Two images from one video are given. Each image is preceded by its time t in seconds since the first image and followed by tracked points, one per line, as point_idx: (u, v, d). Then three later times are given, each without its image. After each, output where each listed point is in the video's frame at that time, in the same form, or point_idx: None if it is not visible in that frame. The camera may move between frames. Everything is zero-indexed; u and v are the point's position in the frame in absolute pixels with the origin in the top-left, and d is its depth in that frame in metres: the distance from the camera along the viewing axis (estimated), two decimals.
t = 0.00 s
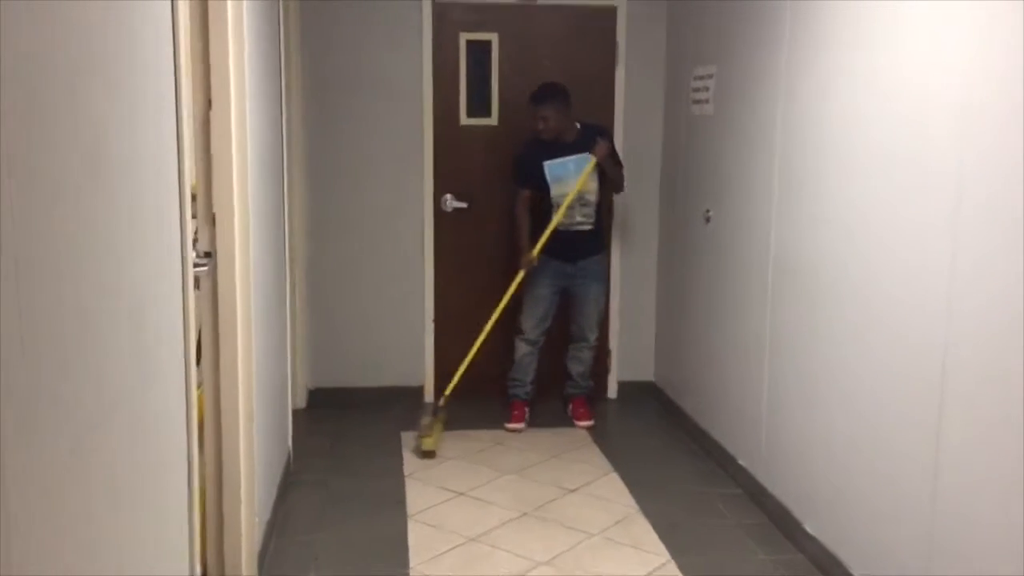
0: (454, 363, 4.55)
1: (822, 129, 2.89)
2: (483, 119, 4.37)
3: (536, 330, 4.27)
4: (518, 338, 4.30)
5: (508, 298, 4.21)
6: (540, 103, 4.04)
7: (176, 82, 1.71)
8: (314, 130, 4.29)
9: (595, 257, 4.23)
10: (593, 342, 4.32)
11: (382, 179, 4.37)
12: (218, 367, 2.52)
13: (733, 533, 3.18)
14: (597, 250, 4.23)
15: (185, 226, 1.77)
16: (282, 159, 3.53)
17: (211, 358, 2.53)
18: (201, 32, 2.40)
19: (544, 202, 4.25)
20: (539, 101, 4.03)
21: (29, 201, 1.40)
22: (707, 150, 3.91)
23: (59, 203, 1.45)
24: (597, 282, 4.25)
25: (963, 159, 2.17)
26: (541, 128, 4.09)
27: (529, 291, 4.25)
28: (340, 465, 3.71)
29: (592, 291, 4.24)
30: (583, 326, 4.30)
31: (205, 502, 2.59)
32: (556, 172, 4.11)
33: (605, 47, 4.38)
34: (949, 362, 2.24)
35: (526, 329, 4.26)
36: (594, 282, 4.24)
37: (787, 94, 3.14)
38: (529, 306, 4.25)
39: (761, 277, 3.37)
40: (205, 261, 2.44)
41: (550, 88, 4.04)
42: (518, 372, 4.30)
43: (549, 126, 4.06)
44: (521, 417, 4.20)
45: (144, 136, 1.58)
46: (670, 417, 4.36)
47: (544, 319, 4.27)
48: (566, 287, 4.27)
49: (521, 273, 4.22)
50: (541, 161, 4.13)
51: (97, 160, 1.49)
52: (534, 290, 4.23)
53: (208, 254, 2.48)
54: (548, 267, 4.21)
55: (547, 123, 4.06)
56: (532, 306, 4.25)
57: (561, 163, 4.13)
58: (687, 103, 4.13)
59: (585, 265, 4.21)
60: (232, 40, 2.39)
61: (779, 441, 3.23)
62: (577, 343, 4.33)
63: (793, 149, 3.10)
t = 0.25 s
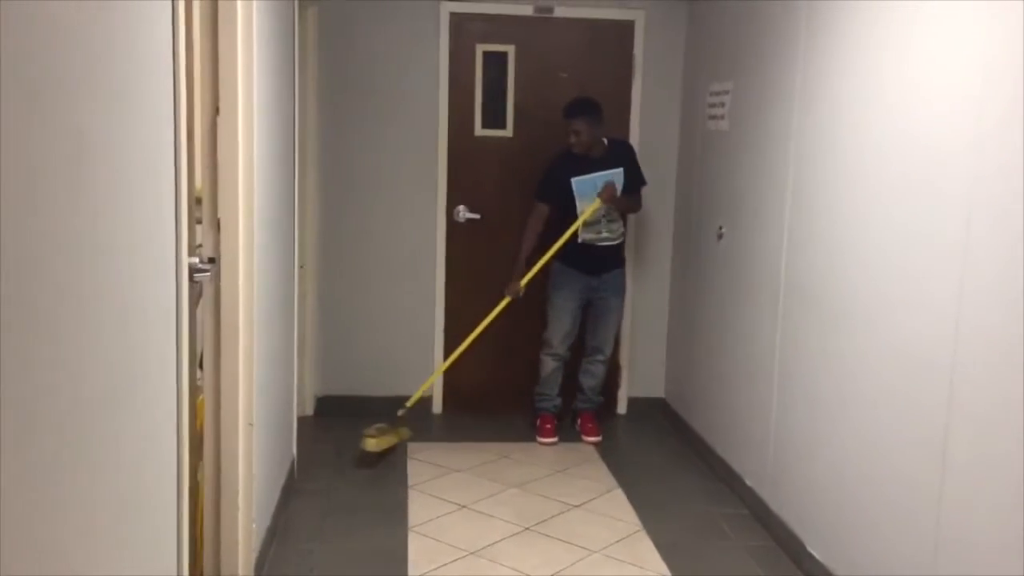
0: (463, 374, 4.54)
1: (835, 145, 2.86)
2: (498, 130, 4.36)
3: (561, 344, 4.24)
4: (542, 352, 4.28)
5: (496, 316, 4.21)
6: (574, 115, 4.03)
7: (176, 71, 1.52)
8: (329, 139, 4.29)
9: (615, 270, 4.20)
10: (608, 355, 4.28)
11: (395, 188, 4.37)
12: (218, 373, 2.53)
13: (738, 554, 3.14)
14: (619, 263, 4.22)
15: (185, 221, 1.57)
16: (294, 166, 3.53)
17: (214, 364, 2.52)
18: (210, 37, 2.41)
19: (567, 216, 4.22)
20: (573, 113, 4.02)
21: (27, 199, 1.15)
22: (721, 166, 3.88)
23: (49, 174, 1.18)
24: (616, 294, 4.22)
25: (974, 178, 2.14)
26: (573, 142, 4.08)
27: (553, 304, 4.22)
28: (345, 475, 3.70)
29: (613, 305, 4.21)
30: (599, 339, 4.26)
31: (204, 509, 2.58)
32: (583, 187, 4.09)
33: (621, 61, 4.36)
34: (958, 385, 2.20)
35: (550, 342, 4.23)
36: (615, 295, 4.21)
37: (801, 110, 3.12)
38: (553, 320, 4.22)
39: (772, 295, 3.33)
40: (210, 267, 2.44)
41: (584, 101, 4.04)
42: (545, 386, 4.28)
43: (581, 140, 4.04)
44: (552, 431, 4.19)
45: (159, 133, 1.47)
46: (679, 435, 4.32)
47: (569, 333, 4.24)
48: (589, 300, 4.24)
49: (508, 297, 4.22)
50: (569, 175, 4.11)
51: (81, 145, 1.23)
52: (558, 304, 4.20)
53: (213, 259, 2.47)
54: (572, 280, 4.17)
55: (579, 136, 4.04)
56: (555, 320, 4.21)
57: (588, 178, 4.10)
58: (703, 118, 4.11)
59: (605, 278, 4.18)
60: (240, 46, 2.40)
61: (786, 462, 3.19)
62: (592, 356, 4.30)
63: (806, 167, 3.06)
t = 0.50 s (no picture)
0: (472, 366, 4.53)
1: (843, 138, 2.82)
2: (508, 122, 4.35)
3: (571, 337, 4.23)
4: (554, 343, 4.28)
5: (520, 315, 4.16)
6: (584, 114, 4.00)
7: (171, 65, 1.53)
8: (339, 130, 4.29)
9: (627, 263, 4.17)
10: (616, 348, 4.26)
11: (405, 180, 4.36)
12: (218, 365, 2.53)
13: (742, 549, 3.12)
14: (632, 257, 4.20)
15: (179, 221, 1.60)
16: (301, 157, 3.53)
17: (214, 355, 2.53)
18: (212, 26, 2.40)
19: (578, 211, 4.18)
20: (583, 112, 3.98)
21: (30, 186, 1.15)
22: (731, 159, 3.84)
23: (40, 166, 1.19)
24: (628, 287, 4.19)
25: (980, 170, 2.11)
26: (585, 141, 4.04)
27: (564, 296, 4.22)
28: (350, 466, 3.70)
29: (625, 298, 4.19)
30: (610, 331, 4.23)
31: (205, 500, 2.58)
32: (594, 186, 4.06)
33: (633, 53, 4.33)
34: (962, 381, 2.17)
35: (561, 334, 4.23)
36: (627, 289, 4.18)
37: (810, 102, 3.08)
38: (564, 311, 4.21)
39: (780, 289, 3.30)
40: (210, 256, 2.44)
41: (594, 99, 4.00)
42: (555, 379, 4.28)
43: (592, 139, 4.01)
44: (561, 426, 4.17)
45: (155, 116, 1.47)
46: (688, 429, 4.30)
47: (580, 326, 4.23)
48: (602, 292, 4.21)
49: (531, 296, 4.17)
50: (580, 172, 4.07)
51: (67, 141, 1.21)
52: (569, 295, 4.20)
53: (214, 249, 2.48)
54: (584, 273, 4.16)
55: (591, 135, 4.01)
56: (566, 312, 4.21)
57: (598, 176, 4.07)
58: (714, 111, 4.07)
59: (617, 272, 4.15)
60: (242, 35, 2.39)
61: (792, 458, 3.17)
62: (602, 349, 4.27)
63: (815, 161, 3.03)
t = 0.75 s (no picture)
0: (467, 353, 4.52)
1: (835, 120, 2.80)
2: (501, 108, 4.32)
3: (567, 323, 4.22)
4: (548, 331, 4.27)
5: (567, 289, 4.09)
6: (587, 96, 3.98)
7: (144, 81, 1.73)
8: (330, 117, 4.26)
9: (619, 247, 4.16)
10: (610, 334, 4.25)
11: (397, 167, 4.33)
12: (206, 356, 2.51)
13: (737, 534, 3.11)
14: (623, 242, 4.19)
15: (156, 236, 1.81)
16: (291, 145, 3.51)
17: (202, 346, 2.51)
18: (194, 14, 2.38)
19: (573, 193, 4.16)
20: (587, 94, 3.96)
21: None
22: (725, 142, 3.82)
23: None
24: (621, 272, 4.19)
25: (970, 150, 2.09)
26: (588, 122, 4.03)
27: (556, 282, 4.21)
28: (345, 455, 3.70)
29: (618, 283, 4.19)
30: (603, 317, 4.23)
31: (196, 491, 2.58)
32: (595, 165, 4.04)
33: (626, 37, 4.30)
34: (954, 363, 2.16)
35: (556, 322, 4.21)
36: (619, 273, 4.18)
37: (802, 85, 3.05)
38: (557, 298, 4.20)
39: (774, 273, 3.28)
40: (195, 246, 2.42)
41: (596, 80, 3.98)
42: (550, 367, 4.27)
43: (597, 120, 4.00)
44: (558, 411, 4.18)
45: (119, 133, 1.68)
46: (685, 414, 4.29)
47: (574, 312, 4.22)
48: (595, 277, 4.21)
49: (575, 267, 4.09)
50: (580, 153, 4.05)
51: None
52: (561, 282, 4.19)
53: (200, 239, 2.46)
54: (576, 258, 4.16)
55: (595, 117, 4.00)
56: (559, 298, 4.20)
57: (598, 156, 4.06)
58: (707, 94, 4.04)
59: (610, 256, 4.15)
60: (224, 22, 2.36)
61: (787, 443, 3.15)
62: (597, 335, 4.26)
63: (806, 144, 3.01)
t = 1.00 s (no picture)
0: (450, 354, 4.49)
1: (815, 116, 2.77)
2: (481, 105, 4.28)
3: (545, 323, 4.20)
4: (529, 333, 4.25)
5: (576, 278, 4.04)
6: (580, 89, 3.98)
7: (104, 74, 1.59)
8: (308, 116, 4.22)
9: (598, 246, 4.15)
10: (591, 333, 4.23)
11: (377, 166, 4.29)
12: (178, 361, 2.46)
13: (721, 534, 3.09)
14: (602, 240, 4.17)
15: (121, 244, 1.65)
16: (267, 146, 3.46)
17: (175, 350, 2.47)
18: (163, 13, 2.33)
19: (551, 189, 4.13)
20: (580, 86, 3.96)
21: None
22: (706, 139, 3.80)
23: None
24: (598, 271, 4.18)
25: (949, 144, 2.07)
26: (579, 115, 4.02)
27: (532, 284, 4.18)
28: (326, 459, 3.65)
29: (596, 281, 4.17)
30: (584, 317, 4.20)
31: (170, 499, 2.53)
32: (580, 156, 4.01)
33: (606, 33, 4.27)
34: (935, 360, 2.14)
35: (536, 324, 4.19)
36: (597, 271, 4.18)
37: (782, 80, 3.03)
38: (535, 300, 4.17)
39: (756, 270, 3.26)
40: (166, 249, 2.38)
41: (588, 73, 3.99)
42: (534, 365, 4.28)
43: (589, 113, 4.01)
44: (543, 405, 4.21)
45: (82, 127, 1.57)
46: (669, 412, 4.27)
47: (552, 313, 4.19)
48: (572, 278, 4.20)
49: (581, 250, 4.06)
50: (566, 145, 4.02)
51: None
52: (539, 284, 4.15)
53: (171, 241, 2.41)
54: (553, 259, 4.13)
55: (587, 110, 4.00)
56: (535, 301, 4.17)
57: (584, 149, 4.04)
58: (688, 90, 4.02)
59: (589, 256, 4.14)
60: (194, 19, 2.32)
61: (770, 441, 3.13)
62: (575, 335, 4.24)
63: (787, 140, 2.99)
